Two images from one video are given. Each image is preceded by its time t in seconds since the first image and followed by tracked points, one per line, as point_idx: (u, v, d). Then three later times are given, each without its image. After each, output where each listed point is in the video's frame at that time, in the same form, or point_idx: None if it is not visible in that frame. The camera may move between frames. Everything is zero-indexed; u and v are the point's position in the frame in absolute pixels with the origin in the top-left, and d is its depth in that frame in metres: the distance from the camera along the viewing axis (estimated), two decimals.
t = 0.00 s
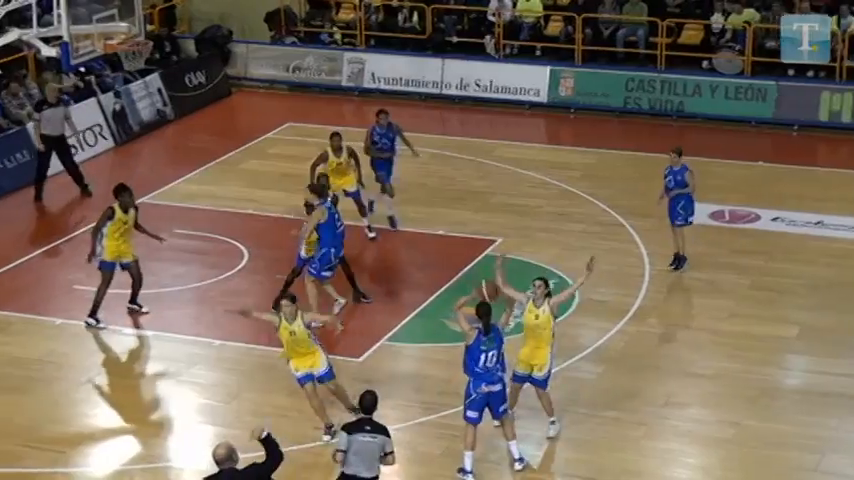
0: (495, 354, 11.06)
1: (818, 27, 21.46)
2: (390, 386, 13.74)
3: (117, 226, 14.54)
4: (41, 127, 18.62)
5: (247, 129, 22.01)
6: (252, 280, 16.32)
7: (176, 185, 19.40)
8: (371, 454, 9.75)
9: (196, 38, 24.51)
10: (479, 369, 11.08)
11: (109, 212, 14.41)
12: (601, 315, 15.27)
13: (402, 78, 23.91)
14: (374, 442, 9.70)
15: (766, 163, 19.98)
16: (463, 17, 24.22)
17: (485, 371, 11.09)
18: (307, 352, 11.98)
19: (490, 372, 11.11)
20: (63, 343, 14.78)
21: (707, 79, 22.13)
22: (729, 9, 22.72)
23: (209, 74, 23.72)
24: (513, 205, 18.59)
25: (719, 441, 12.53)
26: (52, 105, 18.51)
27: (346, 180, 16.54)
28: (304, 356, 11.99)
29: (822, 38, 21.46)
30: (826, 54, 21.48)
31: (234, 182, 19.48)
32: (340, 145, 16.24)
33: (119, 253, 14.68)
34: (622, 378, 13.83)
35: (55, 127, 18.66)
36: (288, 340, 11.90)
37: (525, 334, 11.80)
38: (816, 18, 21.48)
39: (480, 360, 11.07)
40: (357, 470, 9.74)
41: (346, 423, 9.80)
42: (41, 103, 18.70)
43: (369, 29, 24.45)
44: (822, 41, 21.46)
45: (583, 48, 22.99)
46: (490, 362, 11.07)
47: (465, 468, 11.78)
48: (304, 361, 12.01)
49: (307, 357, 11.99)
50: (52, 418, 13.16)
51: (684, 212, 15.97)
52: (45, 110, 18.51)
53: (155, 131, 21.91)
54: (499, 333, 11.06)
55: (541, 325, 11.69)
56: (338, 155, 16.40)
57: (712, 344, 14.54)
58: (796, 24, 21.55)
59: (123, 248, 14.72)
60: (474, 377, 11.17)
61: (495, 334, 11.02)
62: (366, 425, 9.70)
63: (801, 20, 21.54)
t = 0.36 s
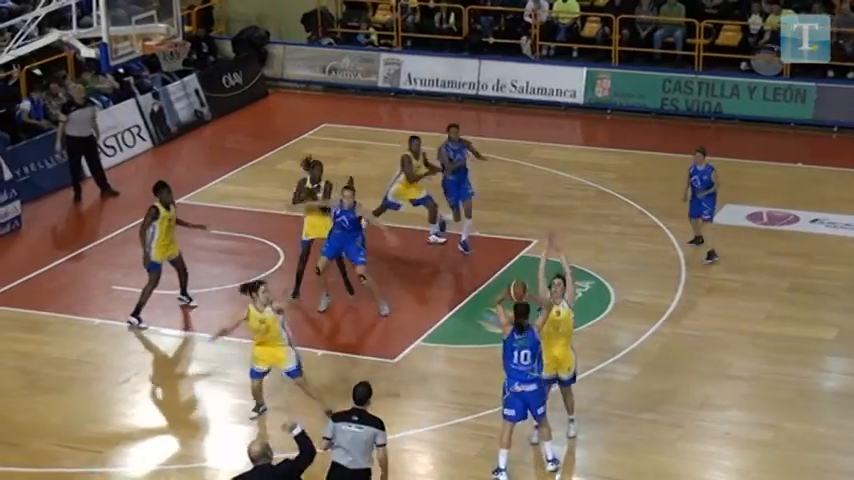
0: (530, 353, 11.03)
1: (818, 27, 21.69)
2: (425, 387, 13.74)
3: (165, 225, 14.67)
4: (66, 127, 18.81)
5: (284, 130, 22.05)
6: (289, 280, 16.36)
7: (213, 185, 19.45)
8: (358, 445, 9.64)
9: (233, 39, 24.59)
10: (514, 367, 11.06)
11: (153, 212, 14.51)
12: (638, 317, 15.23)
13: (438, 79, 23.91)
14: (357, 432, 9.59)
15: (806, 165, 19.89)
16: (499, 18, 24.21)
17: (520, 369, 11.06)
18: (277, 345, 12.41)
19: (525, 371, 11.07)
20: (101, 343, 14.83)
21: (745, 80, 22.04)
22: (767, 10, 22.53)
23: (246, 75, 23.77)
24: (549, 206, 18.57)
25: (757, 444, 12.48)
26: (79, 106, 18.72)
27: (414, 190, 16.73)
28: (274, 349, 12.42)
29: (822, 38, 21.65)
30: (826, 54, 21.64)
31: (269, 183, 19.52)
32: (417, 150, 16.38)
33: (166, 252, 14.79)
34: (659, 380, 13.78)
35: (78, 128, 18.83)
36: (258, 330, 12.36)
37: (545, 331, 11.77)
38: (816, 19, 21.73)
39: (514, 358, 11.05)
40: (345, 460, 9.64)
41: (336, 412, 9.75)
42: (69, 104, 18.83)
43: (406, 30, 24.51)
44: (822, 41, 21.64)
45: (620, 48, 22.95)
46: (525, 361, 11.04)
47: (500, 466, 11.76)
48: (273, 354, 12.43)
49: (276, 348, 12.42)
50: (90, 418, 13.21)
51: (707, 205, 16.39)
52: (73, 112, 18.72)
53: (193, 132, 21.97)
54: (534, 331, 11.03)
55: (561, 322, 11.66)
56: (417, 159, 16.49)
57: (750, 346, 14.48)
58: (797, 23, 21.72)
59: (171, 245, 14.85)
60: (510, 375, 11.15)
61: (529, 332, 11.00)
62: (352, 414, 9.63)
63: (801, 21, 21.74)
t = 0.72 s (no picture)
0: (522, 356, 11.09)
1: (818, 27, 21.83)
2: (426, 388, 13.75)
3: (170, 228, 14.72)
4: (67, 129, 18.73)
5: (284, 131, 22.05)
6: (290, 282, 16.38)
7: (214, 186, 19.46)
8: (344, 443, 9.62)
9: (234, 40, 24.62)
10: (507, 368, 11.16)
11: (162, 215, 14.47)
12: (639, 318, 15.23)
13: (439, 80, 23.93)
14: (344, 431, 9.57)
15: (806, 166, 19.88)
16: (501, 19, 24.23)
17: (513, 371, 11.15)
18: (195, 342, 12.51)
19: (518, 373, 11.15)
20: (102, 343, 14.85)
21: (746, 81, 22.03)
22: (768, 11, 22.55)
23: (247, 76, 23.78)
24: (550, 207, 18.58)
25: (757, 445, 12.48)
26: (80, 107, 18.60)
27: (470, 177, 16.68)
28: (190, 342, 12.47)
29: (822, 38, 21.78)
30: (826, 55, 21.74)
31: (270, 184, 19.52)
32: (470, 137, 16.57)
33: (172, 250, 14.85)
34: (660, 380, 13.79)
35: (80, 129, 18.75)
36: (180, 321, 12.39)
37: (539, 332, 11.86)
38: (814, 20, 21.87)
39: (508, 360, 11.13)
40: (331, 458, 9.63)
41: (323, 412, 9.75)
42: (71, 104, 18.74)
43: (407, 31, 24.59)
44: (822, 41, 21.76)
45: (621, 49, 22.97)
46: (518, 364, 11.12)
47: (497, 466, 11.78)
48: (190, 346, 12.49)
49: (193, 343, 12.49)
50: (91, 419, 13.22)
51: (709, 190, 16.90)
52: (74, 113, 18.62)
53: (194, 133, 21.98)
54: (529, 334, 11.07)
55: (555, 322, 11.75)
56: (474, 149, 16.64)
57: (750, 346, 14.48)
58: (796, 24, 21.88)
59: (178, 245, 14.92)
60: (505, 375, 11.26)
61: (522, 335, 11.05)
62: (337, 414, 9.61)
63: (801, 21, 21.89)
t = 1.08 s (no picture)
0: (471, 365, 11.01)
1: (818, 27, 21.64)
2: (408, 389, 13.74)
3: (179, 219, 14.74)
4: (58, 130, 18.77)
5: (267, 132, 22.03)
6: (273, 284, 16.36)
7: (197, 188, 19.44)
8: (356, 453, 9.65)
9: (217, 41, 24.66)
10: (456, 375, 11.10)
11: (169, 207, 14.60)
12: (621, 318, 15.24)
13: (422, 82, 23.94)
14: (357, 440, 9.62)
15: (788, 166, 19.91)
16: (484, 20, 24.25)
17: (460, 378, 11.09)
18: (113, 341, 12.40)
19: (466, 381, 11.08)
20: (83, 345, 14.82)
21: (728, 81, 22.06)
22: (751, 11, 22.64)
23: (230, 76, 23.76)
24: (532, 207, 18.60)
25: (739, 444, 12.50)
26: (70, 107, 18.65)
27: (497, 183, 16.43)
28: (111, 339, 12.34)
29: (822, 38, 21.61)
30: (826, 55, 21.60)
31: (253, 185, 19.51)
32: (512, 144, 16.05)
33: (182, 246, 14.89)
34: (641, 381, 13.81)
35: (71, 130, 18.79)
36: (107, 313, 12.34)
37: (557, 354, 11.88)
38: (816, 19, 21.67)
39: (459, 366, 11.07)
40: (343, 468, 9.67)
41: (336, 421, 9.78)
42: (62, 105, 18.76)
43: (390, 32, 24.58)
44: (822, 41, 21.61)
45: (603, 50, 22.99)
46: (466, 372, 11.05)
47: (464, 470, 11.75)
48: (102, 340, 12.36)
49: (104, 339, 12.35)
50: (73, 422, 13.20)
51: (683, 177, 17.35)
52: (64, 113, 18.66)
53: (177, 134, 21.96)
54: (480, 344, 10.99)
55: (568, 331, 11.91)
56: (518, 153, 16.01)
57: (732, 346, 14.50)
58: (796, 23, 21.72)
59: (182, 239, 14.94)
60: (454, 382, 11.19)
61: (474, 344, 10.97)
62: (349, 423, 9.66)
63: (801, 21, 21.72)
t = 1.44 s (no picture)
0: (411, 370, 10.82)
1: (819, 27, 21.44)
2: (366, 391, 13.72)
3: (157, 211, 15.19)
4: (33, 127, 18.80)
5: (225, 135, 21.97)
6: (230, 287, 16.32)
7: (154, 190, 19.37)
8: (402, 413, 10.19)
9: (173, 43, 24.61)
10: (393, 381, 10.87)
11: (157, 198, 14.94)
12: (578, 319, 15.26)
13: (380, 83, 23.92)
14: (402, 400, 10.16)
15: (745, 166, 19.98)
16: (441, 21, 24.26)
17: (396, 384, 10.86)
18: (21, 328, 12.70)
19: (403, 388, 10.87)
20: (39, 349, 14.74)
21: (685, 82, 22.12)
22: (706, 12, 22.63)
23: (186, 79, 23.70)
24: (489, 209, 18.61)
25: (696, 444, 12.53)
26: (47, 108, 18.66)
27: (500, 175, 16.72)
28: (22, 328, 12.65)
29: (822, 38, 21.44)
30: (826, 55, 21.46)
31: (210, 187, 19.45)
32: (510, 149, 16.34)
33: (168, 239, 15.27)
34: (598, 381, 13.83)
35: (46, 130, 18.82)
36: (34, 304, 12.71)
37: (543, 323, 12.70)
38: (816, 19, 21.48)
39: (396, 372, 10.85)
40: (385, 426, 10.22)
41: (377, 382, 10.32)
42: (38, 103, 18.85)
43: (347, 33, 24.51)
44: (822, 41, 21.45)
45: (560, 51, 23.02)
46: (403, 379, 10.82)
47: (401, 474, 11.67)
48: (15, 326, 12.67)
49: (22, 324, 12.63)
50: (28, 427, 13.12)
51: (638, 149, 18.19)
52: (40, 112, 18.68)
53: (133, 137, 21.87)
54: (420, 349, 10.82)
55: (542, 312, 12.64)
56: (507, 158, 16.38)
57: (688, 346, 14.54)
58: (796, 24, 21.57)
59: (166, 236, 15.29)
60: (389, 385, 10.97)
61: (415, 349, 10.78)
62: (394, 384, 10.19)
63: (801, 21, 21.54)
